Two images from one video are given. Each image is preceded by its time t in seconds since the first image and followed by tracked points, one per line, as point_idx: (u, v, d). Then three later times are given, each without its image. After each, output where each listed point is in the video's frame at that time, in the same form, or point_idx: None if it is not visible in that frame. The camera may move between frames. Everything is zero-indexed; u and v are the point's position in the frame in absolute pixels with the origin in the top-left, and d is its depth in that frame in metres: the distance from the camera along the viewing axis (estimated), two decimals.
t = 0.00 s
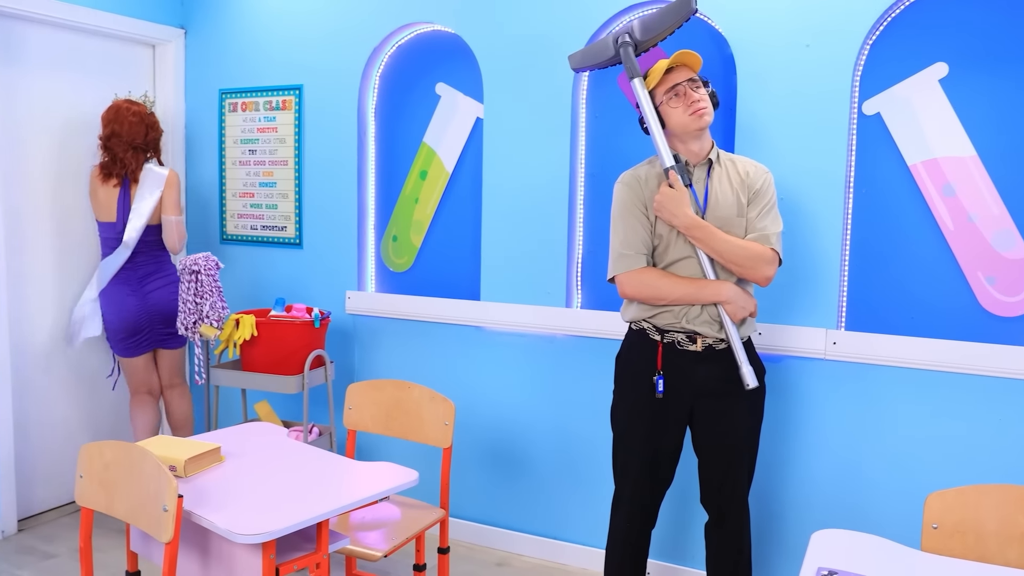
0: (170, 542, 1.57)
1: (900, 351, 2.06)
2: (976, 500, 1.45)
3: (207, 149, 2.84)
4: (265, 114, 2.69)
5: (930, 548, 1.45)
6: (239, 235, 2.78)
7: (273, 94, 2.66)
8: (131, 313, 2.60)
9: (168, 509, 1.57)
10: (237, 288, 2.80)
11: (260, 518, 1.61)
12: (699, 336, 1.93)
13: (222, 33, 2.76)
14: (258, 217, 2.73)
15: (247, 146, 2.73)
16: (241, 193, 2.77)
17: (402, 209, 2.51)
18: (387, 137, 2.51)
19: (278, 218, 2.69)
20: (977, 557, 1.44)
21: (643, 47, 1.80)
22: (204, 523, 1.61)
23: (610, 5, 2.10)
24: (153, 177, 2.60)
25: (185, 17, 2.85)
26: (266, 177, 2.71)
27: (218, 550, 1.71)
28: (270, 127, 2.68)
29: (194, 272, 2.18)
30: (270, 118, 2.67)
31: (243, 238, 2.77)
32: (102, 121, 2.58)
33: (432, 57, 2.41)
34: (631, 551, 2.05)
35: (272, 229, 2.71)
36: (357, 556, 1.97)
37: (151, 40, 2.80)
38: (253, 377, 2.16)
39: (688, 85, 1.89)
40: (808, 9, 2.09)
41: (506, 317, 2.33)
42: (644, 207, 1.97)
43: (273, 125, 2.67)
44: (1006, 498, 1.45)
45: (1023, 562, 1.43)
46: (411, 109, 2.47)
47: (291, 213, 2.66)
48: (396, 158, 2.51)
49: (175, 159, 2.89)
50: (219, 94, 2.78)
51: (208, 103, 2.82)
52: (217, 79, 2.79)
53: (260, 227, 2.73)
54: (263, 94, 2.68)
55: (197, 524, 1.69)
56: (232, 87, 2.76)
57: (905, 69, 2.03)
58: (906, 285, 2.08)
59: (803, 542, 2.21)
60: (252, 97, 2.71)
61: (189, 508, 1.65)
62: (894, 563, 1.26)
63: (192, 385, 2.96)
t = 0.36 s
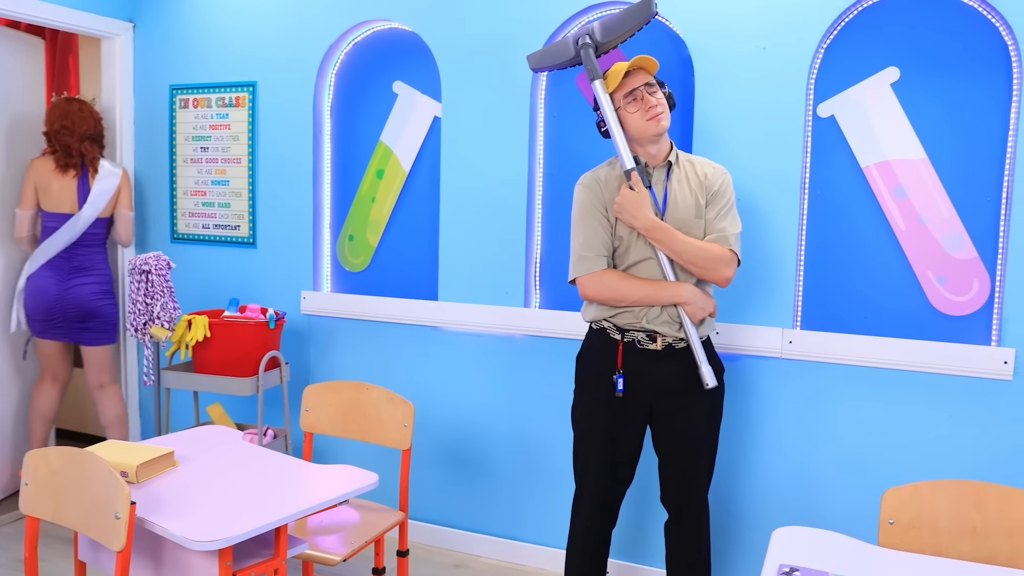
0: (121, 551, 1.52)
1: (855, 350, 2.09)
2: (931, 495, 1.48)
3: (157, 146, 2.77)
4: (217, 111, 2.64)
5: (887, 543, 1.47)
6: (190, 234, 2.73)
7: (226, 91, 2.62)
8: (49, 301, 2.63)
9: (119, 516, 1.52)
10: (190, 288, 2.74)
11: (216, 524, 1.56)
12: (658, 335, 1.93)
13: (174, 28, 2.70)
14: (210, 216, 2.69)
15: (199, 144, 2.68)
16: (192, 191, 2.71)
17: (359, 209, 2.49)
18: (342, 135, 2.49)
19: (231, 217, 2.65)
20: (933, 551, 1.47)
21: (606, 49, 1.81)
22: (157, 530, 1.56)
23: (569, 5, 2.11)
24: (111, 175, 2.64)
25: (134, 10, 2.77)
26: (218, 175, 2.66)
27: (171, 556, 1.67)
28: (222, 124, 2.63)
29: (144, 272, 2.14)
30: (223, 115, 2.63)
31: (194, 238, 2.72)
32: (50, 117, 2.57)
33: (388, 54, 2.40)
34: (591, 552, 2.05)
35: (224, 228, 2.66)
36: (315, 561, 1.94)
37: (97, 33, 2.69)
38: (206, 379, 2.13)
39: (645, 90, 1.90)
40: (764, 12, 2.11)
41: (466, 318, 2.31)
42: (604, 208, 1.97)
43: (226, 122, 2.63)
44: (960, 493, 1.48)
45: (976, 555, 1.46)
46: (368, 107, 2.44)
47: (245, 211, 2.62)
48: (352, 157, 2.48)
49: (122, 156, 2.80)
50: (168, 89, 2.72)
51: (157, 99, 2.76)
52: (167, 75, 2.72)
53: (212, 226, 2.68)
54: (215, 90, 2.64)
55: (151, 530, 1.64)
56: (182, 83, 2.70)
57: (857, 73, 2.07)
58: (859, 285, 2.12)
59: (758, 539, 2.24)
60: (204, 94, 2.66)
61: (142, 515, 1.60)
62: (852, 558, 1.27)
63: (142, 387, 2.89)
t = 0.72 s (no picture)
0: (73, 564, 1.47)
1: (808, 345, 2.12)
2: (885, 486, 1.51)
3: (100, 147, 2.70)
4: (161, 110, 2.58)
5: (844, 533, 1.51)
6: (136, 237, 2.66)
7: (171, 90, 2.56)
8: None
9: (72, 528, 1.46)
10: (138, 293, 2.67)
11: (173, 533, 1.51)
12: (616, 333, 1.94)
13: (116, 26, 2.63)
14: (156, 218, 2.63)
15: (143, 144, 2.62)
16: (136, 193, 2.65)
17: (309, 210, 2.46)
18: (293, 135, 2.45)
19: (178, 219, 2.60)
20: (887, 541, 1.50)
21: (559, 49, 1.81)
22: (112, 541, 1.49)
23: (521, 5, 2.12)
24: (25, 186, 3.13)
25: (73, 7, 2.68)
26: (164, 176, 2.61)
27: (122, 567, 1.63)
28: (167, 124, 2.58)
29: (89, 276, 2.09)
30: (169, 115, 2.57)
31: (140, 240, 2.65)
32: None
33: (338, 52, 2.37)
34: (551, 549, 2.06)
35: (172, 230, 2.61)
36: (273, 567, 1.90)
37: (34, 31, 2.60)
38: (155, 385, 2.11)
39: (602, 91, 1.91)
40: (714, 14, 2.14)
41: (423, 318, 2.30)
42: (561, 208, 1.98)
43: (171, 122, 2.57)
44: (913, 483, 1.51)
45: (928, 543, 1.49)
46: (318, 107, 2.42)
47: (192, 213, 2.57)
48: (302, 157, 2.45)
49: (61, 158, 2.72)
50: (110, 88, 2.65)
51: (98, 98, 2.69)
52: (109, 73, 2.65)
53: (159, 228, 2.62)
54: (160, 89, 2.58)
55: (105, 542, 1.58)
56: (125, 82, 2.63)
57: (804, 73, 2.11)
58: (808, 281, 2.16)
59: (715, 532, 2.27)
60: (148, 93, 2.60)
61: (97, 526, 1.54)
62: (812, 549, 1.29)
63: (86, 395, 2.81)
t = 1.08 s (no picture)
0: (60, 571, 1.39)
1: (788, 342, 2.13)
2: (873, 482, 1.52)
3: (71, 148, 2.67)
4: (134, 111, 2.57)
5: (832, 529, 1.51)
6: (108, 238, 2.64)
7: (143, 90, 2.54)
8: None
9: (57, 534, 1.39)
10: (114, 296, 2.65)
11: (163, 536, 1.46)
12: (599, 332, 1.93)
13: (89, 26, 2.60)
14: (130, 219, 2.61)
15: (116, 145, 2.60)
16: (109, 194, 2.63)
17: (285, 211, 2.45)
18: (269, 135, 2.44)
19: (152, 220, 2.58)
20: (875, 536, 1.51)
21: (542, 44, 1.78)
22: (98, 548, 1.44)
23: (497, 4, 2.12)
24: None
25: (40, 6, 2.65)
26: (137, 177, 2.59)
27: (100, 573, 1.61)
28: (140, 124, 2.56)
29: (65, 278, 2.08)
30: (141, 115, 2.56)
31: (112, 242, 2.64)
32: None
33: (315, 52, 2.36)
34: (536, 550, 2.04)
35: (145, 231, 2.59)
36: (257, 571, 1.88)
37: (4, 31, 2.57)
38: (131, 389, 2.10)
39: (585, 88, 1.89)
40: (692, 11, 2.13)
41: (403, 318, 2.29)
42: (543, 206, 1.97)
43: (144, 123, 2.56)
44: (901, 478, 1.51)
45: (917, 538, 1.50)
46: (293, 107, 2.41)
47: (166, 214, 2.55)
48: (277, 157, 2.44)
49: (31, 159, 2.70)
50: (81, 88, 2.63)
51: (68, 99, 2.66)
52: (80, 74, 2.63)
53: (133, 229, 2.61)
54: (132, 90, 2.56)
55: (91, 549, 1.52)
56: (96, 82, 2.61)
57: (781, 70, 2.11)
58: (786, 277, 2.16)
59: (696, 530, 2.26)
60: (119, 93, 2.58)
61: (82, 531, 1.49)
62: (802, 546, 1.29)
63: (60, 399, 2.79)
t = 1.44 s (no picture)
0: None
1: (769, 340, 2.14)
2: (859, 479, 1.54)
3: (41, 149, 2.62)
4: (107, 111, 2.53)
5: (819, 526, 1.54)
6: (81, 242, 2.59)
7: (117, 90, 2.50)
8: None
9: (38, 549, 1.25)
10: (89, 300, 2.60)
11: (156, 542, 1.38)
12: (583, 332, 1.93)
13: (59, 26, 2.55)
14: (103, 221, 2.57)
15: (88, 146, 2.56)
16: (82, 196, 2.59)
17: (263, 212, 2.41)
18: (245, 135, 2.40)
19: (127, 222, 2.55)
20: (862, 532, 1.54)
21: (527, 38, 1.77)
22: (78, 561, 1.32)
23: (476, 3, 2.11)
24: None
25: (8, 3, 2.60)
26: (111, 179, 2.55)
27: None
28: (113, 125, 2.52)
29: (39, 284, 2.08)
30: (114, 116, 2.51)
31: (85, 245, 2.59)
32: None
33: (291, 51, 2.33)
34: (521, 552, 2.03)
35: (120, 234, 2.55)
36: None
37: None
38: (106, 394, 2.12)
39: (570, 89, 1.89)
40: (672, 10, 2.14)
41: (384, 319, 2.27)
42: (528, 204, 1.96)
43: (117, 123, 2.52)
44: (887, 475, 1.54)
45: (903, 534, 1.53)
46: (271, 107, 2.37)
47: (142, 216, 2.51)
48: (255, 158, 2.40)
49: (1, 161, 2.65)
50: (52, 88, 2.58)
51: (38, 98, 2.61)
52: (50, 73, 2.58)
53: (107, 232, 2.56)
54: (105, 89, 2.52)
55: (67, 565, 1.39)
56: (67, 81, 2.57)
57: (763, 69, 2.11)
58: (768, 276, 2.16)
59: (681, 528, 2.27)
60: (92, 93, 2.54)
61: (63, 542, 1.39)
62: (794, 544, 1.29)
63: (33, 406, 2.74)
